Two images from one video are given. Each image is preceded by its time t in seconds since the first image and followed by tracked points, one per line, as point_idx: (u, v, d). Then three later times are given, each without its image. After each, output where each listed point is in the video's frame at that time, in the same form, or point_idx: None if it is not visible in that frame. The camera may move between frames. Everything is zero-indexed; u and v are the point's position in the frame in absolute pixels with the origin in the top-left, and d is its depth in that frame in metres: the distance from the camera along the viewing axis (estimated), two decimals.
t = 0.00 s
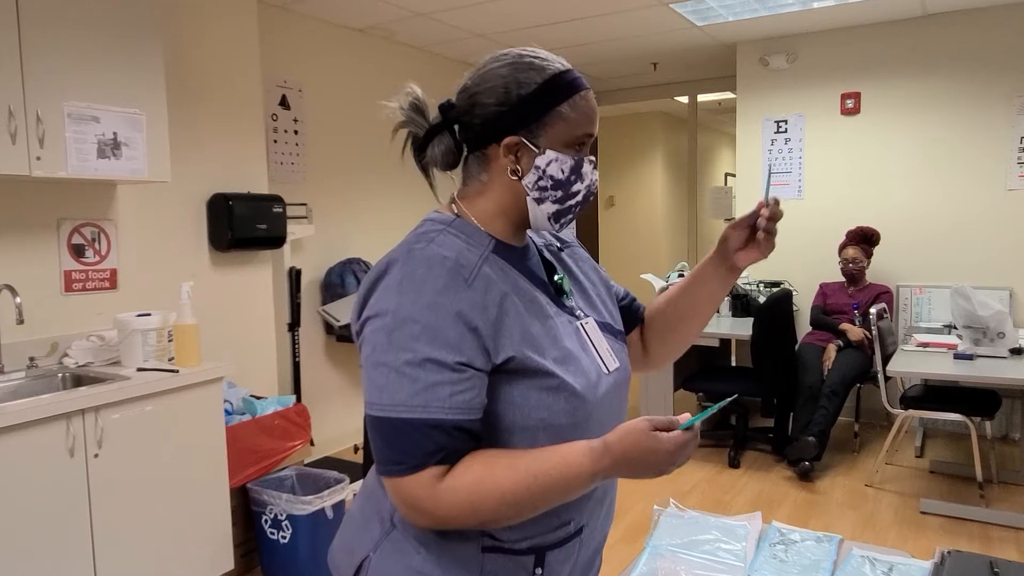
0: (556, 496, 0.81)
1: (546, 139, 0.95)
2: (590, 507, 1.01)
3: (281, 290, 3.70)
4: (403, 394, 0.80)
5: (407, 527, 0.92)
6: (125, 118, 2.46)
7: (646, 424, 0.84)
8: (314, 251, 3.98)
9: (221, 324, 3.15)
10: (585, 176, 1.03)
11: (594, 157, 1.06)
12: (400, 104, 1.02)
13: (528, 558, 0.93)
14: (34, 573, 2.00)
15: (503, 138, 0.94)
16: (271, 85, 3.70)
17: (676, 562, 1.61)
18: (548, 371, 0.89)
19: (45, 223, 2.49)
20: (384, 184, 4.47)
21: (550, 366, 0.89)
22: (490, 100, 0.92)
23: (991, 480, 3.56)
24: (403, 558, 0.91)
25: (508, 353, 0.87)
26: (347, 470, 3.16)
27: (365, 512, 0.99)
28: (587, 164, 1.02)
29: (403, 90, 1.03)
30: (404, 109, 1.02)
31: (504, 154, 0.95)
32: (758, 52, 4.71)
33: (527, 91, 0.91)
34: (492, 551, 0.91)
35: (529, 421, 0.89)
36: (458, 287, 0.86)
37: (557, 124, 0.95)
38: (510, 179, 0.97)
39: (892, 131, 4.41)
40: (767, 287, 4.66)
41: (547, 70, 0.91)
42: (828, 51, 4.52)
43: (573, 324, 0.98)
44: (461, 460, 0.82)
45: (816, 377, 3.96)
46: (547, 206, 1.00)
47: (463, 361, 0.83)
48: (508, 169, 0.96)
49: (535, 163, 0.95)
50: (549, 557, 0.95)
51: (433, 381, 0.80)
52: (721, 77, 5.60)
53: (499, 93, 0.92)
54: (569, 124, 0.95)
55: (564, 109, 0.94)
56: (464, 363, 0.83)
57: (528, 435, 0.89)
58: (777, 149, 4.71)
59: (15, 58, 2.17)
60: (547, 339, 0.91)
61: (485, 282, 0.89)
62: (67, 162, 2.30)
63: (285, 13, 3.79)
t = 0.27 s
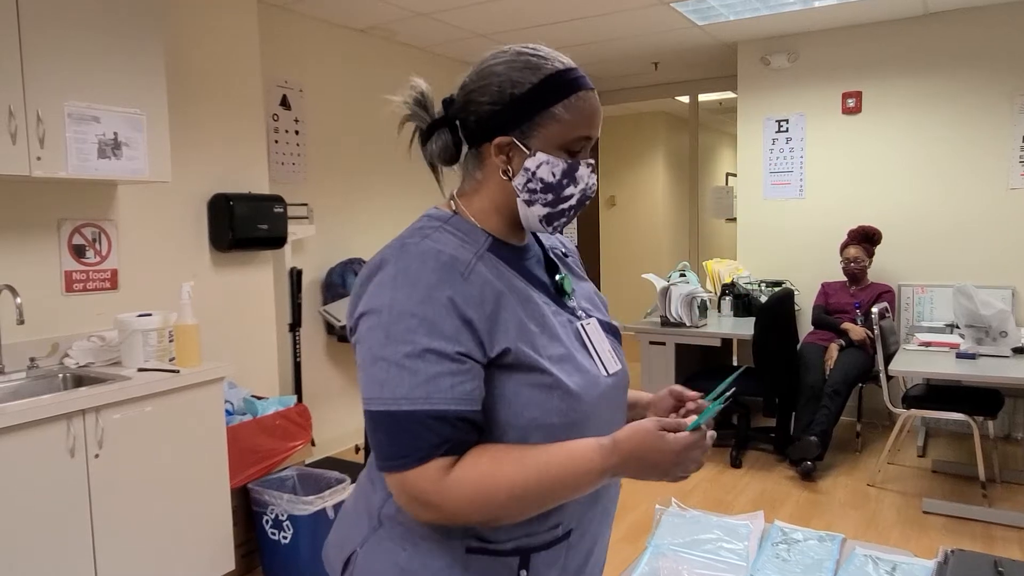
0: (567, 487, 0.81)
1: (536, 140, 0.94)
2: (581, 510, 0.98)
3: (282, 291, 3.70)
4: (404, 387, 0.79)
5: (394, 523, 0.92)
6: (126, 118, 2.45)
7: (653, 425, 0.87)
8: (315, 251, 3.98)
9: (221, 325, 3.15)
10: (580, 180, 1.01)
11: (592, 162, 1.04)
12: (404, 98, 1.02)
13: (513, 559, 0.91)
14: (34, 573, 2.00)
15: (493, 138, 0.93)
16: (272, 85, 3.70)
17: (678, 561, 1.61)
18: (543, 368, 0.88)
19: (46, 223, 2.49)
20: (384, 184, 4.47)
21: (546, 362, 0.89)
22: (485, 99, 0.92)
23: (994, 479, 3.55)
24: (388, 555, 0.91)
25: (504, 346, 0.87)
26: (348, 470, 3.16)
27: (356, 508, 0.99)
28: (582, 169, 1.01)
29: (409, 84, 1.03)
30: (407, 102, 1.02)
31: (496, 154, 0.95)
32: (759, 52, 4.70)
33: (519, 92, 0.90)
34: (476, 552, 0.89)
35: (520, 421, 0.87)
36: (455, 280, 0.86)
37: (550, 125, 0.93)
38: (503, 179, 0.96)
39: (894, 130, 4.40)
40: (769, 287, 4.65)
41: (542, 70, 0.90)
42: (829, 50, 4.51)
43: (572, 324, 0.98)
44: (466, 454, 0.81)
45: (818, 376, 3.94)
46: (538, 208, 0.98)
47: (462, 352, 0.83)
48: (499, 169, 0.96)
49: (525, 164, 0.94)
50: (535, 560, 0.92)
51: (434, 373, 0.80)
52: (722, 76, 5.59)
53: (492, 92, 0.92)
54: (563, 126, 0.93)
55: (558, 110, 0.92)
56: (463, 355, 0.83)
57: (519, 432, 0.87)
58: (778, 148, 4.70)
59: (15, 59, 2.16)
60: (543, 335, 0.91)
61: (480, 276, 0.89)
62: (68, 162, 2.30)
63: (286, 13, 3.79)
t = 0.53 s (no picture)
0: (585, 473, 0.81)
1: (528, 145, 0.93)
2: (574, 513, 0.97)
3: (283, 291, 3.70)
4: (412, 378, 0.78)
5: (384, 523, 0.92)
6: (127, 118, 2.45)
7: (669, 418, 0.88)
8: (316, 251, 3.98)
9: (222, 325, 3.15)
10: (571, 189, 1.00)
11: (587, 171, 1.02)
12: (418, 91, 1.01)
13: (504, 560, 0.90)
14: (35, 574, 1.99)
15: (486, 139, 0.93)
16: (272, 85, 3.70)
17: (680, 561, 1.61)
18: (539, 364, 0.88)
19: (47, 223, 2.49)
20: (385, 184, 4.46)
21: (543, 357, 0.89)
22: (483, 99, 0.92)
23: (996, 479, 3.55)
24: (379, 555, 0.91)
25: (503, 339, 0.87)
26: (349, 470, 3.15)
27: (349, 508, 0.99)
28: (575, 177, 1.00)
29: (424, 77, 1.02)
30: (421, 96, 1.00)
31: (490, 155, 0.95)
32: (760, 51, 4.70)
33: (514, 95, 0.89)
34: (466, 553, 0.88)
35: (514, 417, 0.87)
36: (455, 274, 0.86)
37: (543, 131, 0.92)
38: (495, 181, 0.97)
39: (895, 129, 4.39)
40: (770, 287, 4.65)
41: (541, 75, 0.88)
42: (830, 50, 4.51)
43: (570, 325, 0.98)
44: (480, 447, 0.81)
45: (820, 376, 3.93)
46: (527, 213, 0.96)
47: (467, 343, 0.83)
48: (492, 171, 0.96)
49: (514, 168, 0.94)
50: (526, 561, 0.91)
51: (441, 363, 0.79)
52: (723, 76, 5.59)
53: (490, 93, 0.91)
54: (557, 133, 0.92)
55: (551, 116, 0.90)
56: (467, 346, 0.83)
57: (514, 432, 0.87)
58: (779, 148, 4.69)
59: (15, 59, 2.16)
60: (540, 331, 0.91)
61: (478, 270, 0.89)
62: (69, 163, 2.30)
63: (286, 13, 3.78)
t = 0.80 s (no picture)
0: (593, 470, 0.81)
1: (523, 146, 0.93)
2: (574, 514, 0.96)
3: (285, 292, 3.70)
4: (416, 377, 0.78)
5: (383, 523, 0.92)
6: (128, 119, 2.45)
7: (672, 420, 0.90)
8: (317, 252, 3.98)
9: (224, 326, 3.15)
10: (569, 186, 0.99)
11: (585, 168, 1.02)
12: (415, 96, 1.01)
13: (502, 561, 0.89)
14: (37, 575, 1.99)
15: (481, 142, 0.94)
16: (274, 86, 3.70)
17: (683, 562, 1.60)
18: (537, 364, 0.88)
19: (49, 225, 2.50)
20: (386, 185, 4.46)
21: (542, 357, 0.89)
22: (476, 103, 0.93)
23: (998, 480, 3.54)
24: (378, 555, 0.91)
25: (502, 338, 0.87)
26: (351, 471, 3.15)
27: (349, 508, 0.99)
28: (572, 174, 0.99)
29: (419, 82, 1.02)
30: (417, 101, 1.01)
31: (485, 158, 0.95)
32: (761, 52, 4.70)
33: (506, 97, 0.89)
34: (465, 554, 0.88)
35: (512, 418, 0.87)
36: (456, 274, 0.86)
37: (536, 131, 0.92)
38: (492, 182, 0.97)
39: (896, 129, 4.39)
40: (772, 287, 4.65)
41: (532, 75, 0.88)
42: (832, 50, 4.50)
43: (569, 326, 0.98)
44: (485, 446, 0.80)
45: (822, 377, 3.92)
46: (525, 214, 0.96)
47: (468, 343, 0.83)
48: (489, 173, 0.96)
49: (510, 169, 0.94)
50: (525, 562, 0.91)
51: (444, 362, 0.79)
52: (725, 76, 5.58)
53: (483, 96, 0.92)
54: (550, 132, 0.92)
55: (544, 116, 0.90)
56: (469, 345, 0.83)
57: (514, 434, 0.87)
58: (781, 148, 4.69)
59: (17, 60, 2.16)
60: (541, 331, 0.92)
61: (477, 270, 0.89)
62: (70, 164, 2.30)
63: (288, 14, 3.79)
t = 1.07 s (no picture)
0: (581, 476, 0.80)
1: (526, 155, 0.93)
2: (576, 516, 0.96)
3: (286, 293, 3.70)
4: (407, 383, 0.78)
5: (385, 524, 0.91)
6: (129, 120, 2.45)
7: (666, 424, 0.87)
8: (318, 253, 3.98)
9: (225, 327, 3.15)
10: (569, 199, 1.00)
11: (587, 182, 1.03)
12: (421, 92, 1.00)
13: (505, 564, 0.89)
14: None
15: (484, 148, 0.93)
16: (275, 87, 3.70)
17: (686, 565, 1.60)
18: (533, 367, 0.87)
19: (50, 226, 2.49)
20: (387, 186, 4.46)
21: (539, 360, 0.88)
22: (482, 108, 0.92)
23: (1000, 481, 3.54)
24: (380, 557, 0.90)
25: (497, 342, 0.86)
26: (352, 473, 3.15)
27: (351, 510, 0.98)
28: (573, 188, 1.00)
29: (426, 79, 1.01)
30: (422, 98, 1.00)
31: (487, 164, 0.95)
32: (762, 53, 4.70)
33: (512, 106, 0.89)
34: (468, 556, 0.88)
35: (509, 421, 0.86)
36: (449, 277, 0.86)
37: (540, 141, 0.91)
38: (492, 188, 0.97)
39: (898, 130, 4.38)
40: (773, 288, 4.64)
41: (539, 87, 0.88)
42: (833, 51, 4.50)
43: (567, 327, 0.97)
44: (474, 451, 0.80)
45: (823, 378, 3.92)
46: (523, 222, 0.97)
47: (460, 348, 0.82)
48: (491, 179, 0.96)
49: (512, 178, 0.94)
50: (527, 565, 0.90)
51: (436, 368, 0.79)
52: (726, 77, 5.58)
53: (488, 102, 0.91)
54: (554, 144, 0.92)
55: (549, 127, 0.90)
56: (461, 351, 0.82)
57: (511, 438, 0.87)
58: (782, 149, 4.69)
59: (19, 62, 2.16)
60: (537, 333, 0.91)
61: (472, 273, 0.88)
62: (72, 165, 2.30)
63: (289, 15, 3.79)
